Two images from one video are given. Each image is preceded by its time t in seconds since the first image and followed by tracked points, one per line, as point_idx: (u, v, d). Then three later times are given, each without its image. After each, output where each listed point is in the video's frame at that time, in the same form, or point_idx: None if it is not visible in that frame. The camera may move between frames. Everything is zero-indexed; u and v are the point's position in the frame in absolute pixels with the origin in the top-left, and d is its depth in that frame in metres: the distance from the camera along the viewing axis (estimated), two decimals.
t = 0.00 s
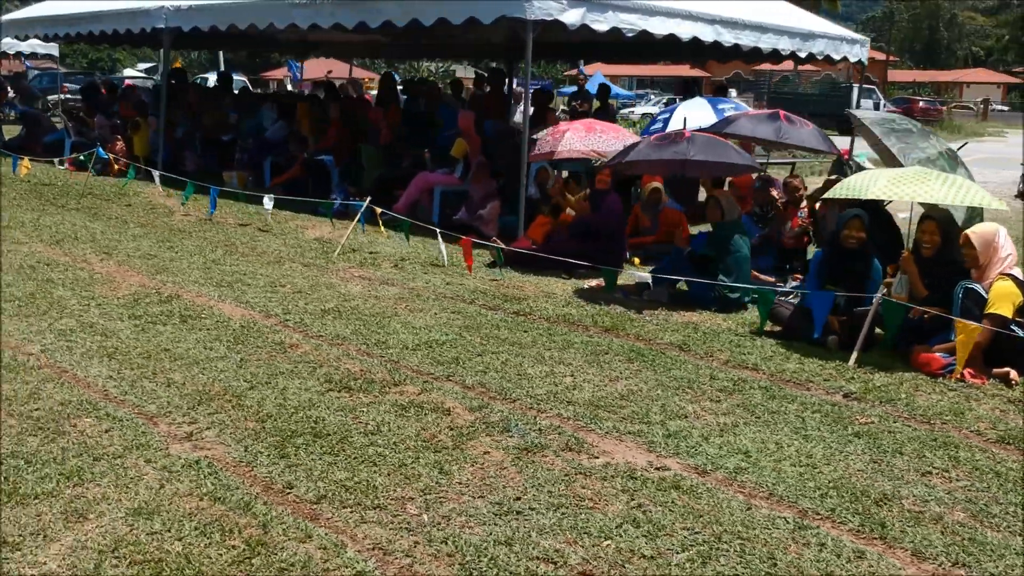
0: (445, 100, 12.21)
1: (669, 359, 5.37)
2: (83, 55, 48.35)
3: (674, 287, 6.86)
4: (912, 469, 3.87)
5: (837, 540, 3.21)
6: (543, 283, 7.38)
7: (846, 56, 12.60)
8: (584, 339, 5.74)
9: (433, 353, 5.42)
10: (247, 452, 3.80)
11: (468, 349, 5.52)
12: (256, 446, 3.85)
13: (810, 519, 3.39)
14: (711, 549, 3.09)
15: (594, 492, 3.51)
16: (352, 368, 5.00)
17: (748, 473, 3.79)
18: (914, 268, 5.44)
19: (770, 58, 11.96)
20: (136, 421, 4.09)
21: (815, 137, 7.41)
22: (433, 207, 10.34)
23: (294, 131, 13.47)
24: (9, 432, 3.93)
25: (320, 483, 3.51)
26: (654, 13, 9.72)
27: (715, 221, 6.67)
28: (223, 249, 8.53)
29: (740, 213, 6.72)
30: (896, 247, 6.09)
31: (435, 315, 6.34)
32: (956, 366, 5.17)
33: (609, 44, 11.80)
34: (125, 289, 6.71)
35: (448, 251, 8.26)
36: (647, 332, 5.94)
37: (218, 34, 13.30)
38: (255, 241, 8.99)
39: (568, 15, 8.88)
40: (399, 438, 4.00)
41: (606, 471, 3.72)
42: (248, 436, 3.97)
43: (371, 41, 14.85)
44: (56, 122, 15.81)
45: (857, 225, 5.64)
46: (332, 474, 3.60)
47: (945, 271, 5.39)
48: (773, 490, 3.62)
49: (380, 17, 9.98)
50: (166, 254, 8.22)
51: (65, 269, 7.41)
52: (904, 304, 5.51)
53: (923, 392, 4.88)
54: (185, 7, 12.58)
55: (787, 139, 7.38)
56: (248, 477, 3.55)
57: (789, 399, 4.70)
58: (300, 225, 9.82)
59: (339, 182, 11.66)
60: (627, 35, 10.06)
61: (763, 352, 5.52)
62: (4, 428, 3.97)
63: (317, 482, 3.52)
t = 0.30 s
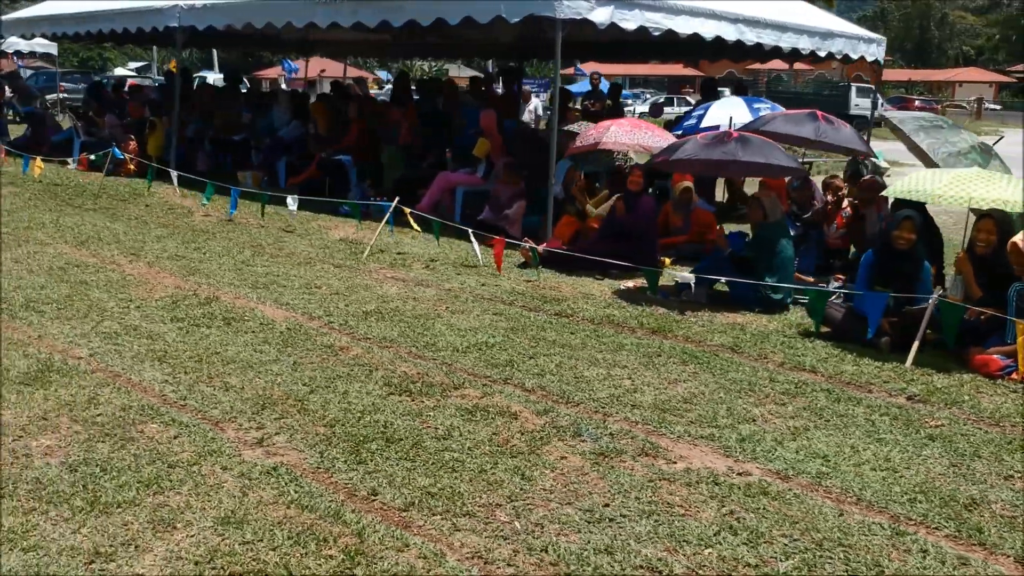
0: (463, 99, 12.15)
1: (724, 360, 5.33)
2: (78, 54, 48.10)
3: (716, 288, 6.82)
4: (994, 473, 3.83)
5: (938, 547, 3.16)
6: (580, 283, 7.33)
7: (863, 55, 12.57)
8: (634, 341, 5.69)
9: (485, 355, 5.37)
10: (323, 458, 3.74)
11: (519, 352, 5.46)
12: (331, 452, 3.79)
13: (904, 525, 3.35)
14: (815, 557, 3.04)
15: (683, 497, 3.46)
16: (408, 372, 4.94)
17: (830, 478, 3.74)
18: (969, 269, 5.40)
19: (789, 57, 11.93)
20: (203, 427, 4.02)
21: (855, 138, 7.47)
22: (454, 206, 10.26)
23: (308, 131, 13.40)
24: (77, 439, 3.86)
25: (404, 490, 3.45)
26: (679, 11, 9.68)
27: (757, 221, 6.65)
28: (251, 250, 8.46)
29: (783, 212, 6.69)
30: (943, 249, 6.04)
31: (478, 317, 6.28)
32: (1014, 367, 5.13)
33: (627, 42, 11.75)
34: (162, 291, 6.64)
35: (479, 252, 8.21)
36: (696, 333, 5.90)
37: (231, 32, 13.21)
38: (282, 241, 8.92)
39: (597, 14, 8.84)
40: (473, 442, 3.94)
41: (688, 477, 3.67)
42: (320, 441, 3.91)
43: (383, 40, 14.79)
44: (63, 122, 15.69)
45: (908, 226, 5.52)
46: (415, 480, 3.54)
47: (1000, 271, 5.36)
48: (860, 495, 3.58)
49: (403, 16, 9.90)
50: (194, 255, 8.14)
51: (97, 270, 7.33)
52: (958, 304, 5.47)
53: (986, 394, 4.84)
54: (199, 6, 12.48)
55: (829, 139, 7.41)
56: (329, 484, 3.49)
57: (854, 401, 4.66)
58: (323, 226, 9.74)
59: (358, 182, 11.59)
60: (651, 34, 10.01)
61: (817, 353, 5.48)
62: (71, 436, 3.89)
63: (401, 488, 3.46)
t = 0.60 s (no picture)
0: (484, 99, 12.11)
1: (783, 365, 5.29)
2: (76, 53, 47.85)
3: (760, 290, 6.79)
4: None
5: None
6: (621, 286, 7.30)
7: (884, 56, 12.56)
8: (687, 345, 5.65)
9: (541, 359, 5.32)
10: (406, 467, 3.69)
11: (574, 357, 5.41)
12: (411, 461, 3.74)
13: (1003, 535, 3.31)
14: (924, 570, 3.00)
15: (777, 508, 3.42)
16: (470, 378, 4.89)
17: (917, 486, 3.70)
18: None
19: (812, 58, 11.92)
20: (277, 436, 3.96)
21: (892, 139, 7.54)
22: (479, 208, 10.20)
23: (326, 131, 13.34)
24: (152, 448, 3.79)
25: (495, 501, 3.39)
26: (708, 12, 9.64)
27: (801, 223, 6.63)
28: (283, 253, 8.39)
29: (827, 214, 6.68)
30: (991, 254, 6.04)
31: (525, 321, 6.23)
32: None
33: (650, 43, 11.73)
34: (203, 294, 6.57)
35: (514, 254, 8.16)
36: (748, 336, 5.87)
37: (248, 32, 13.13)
38: (312, 243, 8.86)
39: (629, 15, 8.79)
40: (552, 450, 3.90)
41: (776, 486, 3.63)
42: (399, 451, 3.85)
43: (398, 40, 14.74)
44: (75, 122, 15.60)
45: (964, 232, 5.53)
46: (505, 490, 3.49)
47: None
48: (952, 505, 3.53)
49: (430, 16, 9.85)
50: (227, 257, 8.07)
51: (133, 274, 7.25)
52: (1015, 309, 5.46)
53: None
54: (218, 5, 12.40)
55: (869, 140, 7.46)
56: (417, 494, 3.44)
57: (923, 408, 4.62)
58: (351, 228, 9.68)
59: (380, 183, 11.54)
60: (679, 34, 9.99)
61: (874, 358, 5.46)
62: (145, 445, 3.83)
63: (492, 499, 3.41)
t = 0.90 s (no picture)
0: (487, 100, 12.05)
1: (824, 368, 5.28)
2: (52, 53, 47.28)
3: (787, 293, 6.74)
4: None
5: None
6: (644, 289, 7.26)
7: (884, 57, 12.62)
8: (725, 348, 5.62)
9: (581, 363, 5.28)
10: (474, 476, 3.63)
11: (614, 360, 5.38)
12: (478, 470, 3.69)
13: None
14: None
15: (855, 515, 3.40)
16: (516, 383, 4.85)
17: (989, 491, 3.69)
18: None
19: (814, 59, 11.96)
20: (337, 445, 3.89)
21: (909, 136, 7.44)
22: (488, 209, 10.14)
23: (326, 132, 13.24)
24: (212, 459, 3.71)
25: (574, 511, 3.35)
26: (718, 13, 9.62)
27: (827, 226, 6.61)
28: (297, 255, 8.29)
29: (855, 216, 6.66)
30: None
31: (556, 324, 6.19)
32: None
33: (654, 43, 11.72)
34: (228, 298, 6.48)
35: (532, 257, 8.12)
36: (782, 339, 5.85)
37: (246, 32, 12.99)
38: (324, 246, 8.77)
39: (643, 15, 8.75)
40: (617, 457, 3.85)
41: (848, 492, 3.61)
42: (463, 459, 3.80)
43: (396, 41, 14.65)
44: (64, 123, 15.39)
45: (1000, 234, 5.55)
46: (581, 499, 3.44)
47: None
48: None
49: (439, 16, 9.77)
50: (242, 261, 7.97)
51: (151, 278, 7.15)
52: None
53: None
54: (217, 5, 12.25)
55: (885, 139, 7.39)
56: (492, 504, 3.39)
57: (973, 411, 4.62)
58: (361, 230, 9.59)
59: (384, 185, 11.45)
60: (688, 35, 9.98)
61: (913, 360, 5.46)
62: (205, 456, 3.75)
63: (570, 509, 3.36)
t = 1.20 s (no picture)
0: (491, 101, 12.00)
1: (870, 369, 5.28)
2: (25, 53, 46.61)
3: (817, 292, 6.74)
4: None
5: None
6: (670, 290, 7.25)
7: (883, 58, 12.68)
8: (766, 349, 5.61)
9: (628, 366, 5.25)
10: (555, 482, 3.59)
11: (659, 362, 5.36)
12: (557, 475, 3.65)
13: None
14: None
15: (943, 519, 3.39)
16: (569, 386, 4.80)
17: None
18: None
19: (816, 59, 12.00)
20: (409, 452, 3.83)
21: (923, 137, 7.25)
22: (498, 209, 10.09)
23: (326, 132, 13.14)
24: (286, 467, 3.65)
25: (665, 517, 3.31)
26: (728, 13, 9.63)
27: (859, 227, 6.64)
28: (313, 258, 8.20)
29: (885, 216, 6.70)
30: None
31: (592, 326, 6.16)
32: None
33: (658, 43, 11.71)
34: (256, 302, 6.38)
35: (553, 258, 8.09)
36: (821, 340, 5.85)
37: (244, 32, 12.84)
38: (339, 248, 8.69)
39: (658, 15, 8.73)
40: (691, 462, 3.82)
41: (930, 496, 3.60)
42: (539, 464, 3.76)
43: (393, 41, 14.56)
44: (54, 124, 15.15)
45: None
46: (669, 505, 3.41)
47: None
48: None
49: (450, 16, 9.69)
50: (259, 263, 7.87)
51: (173, 281, 7.04)
52: None
53: None
54: (216, 3, 12.09)
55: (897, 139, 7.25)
56: (581, 511, 3.34)
57: None
58: (373, 232, 9.51)
59: (389, 186, 11.37)
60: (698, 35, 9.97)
61: (955, 360, 5.48)
62: (277, 465, 3.67)
63: (661, 515, 3.33)
